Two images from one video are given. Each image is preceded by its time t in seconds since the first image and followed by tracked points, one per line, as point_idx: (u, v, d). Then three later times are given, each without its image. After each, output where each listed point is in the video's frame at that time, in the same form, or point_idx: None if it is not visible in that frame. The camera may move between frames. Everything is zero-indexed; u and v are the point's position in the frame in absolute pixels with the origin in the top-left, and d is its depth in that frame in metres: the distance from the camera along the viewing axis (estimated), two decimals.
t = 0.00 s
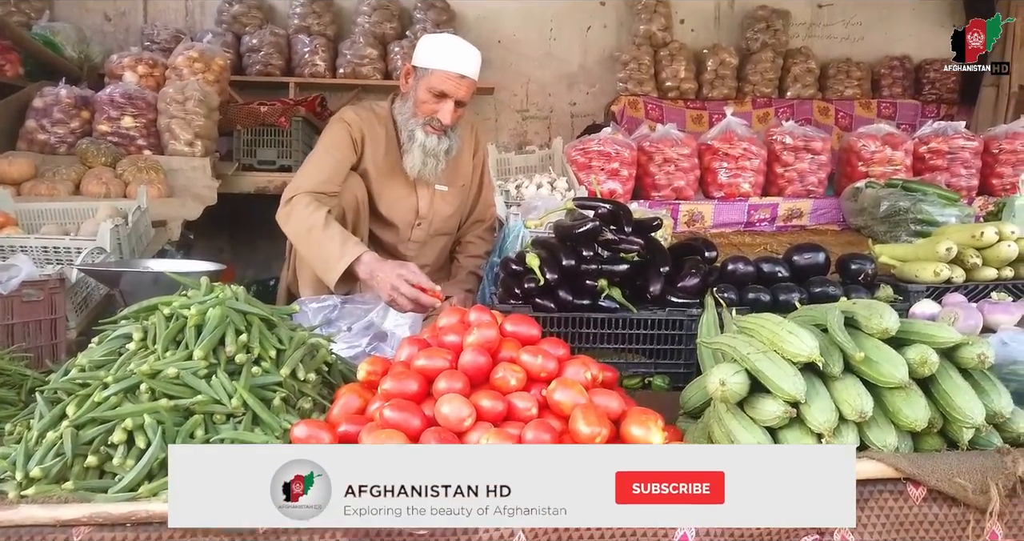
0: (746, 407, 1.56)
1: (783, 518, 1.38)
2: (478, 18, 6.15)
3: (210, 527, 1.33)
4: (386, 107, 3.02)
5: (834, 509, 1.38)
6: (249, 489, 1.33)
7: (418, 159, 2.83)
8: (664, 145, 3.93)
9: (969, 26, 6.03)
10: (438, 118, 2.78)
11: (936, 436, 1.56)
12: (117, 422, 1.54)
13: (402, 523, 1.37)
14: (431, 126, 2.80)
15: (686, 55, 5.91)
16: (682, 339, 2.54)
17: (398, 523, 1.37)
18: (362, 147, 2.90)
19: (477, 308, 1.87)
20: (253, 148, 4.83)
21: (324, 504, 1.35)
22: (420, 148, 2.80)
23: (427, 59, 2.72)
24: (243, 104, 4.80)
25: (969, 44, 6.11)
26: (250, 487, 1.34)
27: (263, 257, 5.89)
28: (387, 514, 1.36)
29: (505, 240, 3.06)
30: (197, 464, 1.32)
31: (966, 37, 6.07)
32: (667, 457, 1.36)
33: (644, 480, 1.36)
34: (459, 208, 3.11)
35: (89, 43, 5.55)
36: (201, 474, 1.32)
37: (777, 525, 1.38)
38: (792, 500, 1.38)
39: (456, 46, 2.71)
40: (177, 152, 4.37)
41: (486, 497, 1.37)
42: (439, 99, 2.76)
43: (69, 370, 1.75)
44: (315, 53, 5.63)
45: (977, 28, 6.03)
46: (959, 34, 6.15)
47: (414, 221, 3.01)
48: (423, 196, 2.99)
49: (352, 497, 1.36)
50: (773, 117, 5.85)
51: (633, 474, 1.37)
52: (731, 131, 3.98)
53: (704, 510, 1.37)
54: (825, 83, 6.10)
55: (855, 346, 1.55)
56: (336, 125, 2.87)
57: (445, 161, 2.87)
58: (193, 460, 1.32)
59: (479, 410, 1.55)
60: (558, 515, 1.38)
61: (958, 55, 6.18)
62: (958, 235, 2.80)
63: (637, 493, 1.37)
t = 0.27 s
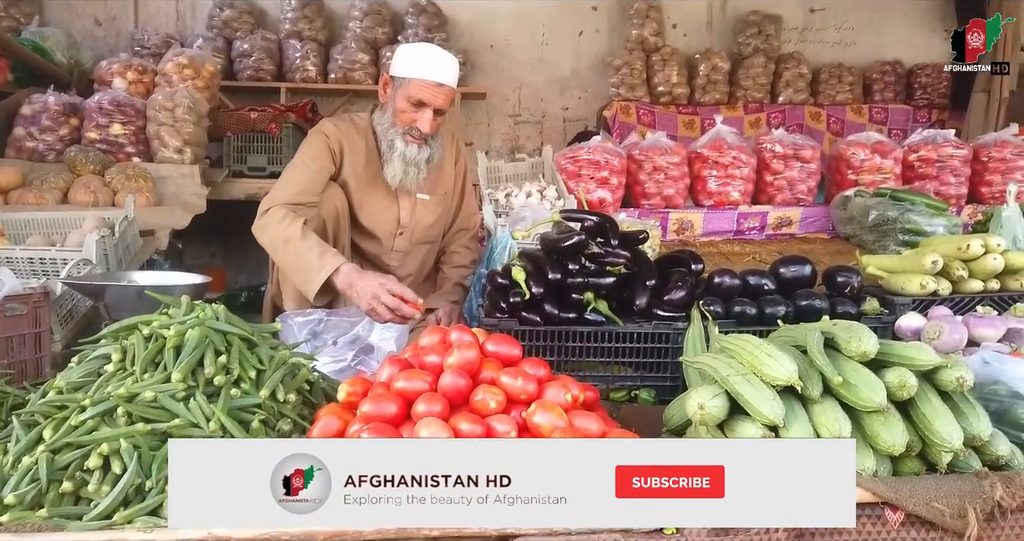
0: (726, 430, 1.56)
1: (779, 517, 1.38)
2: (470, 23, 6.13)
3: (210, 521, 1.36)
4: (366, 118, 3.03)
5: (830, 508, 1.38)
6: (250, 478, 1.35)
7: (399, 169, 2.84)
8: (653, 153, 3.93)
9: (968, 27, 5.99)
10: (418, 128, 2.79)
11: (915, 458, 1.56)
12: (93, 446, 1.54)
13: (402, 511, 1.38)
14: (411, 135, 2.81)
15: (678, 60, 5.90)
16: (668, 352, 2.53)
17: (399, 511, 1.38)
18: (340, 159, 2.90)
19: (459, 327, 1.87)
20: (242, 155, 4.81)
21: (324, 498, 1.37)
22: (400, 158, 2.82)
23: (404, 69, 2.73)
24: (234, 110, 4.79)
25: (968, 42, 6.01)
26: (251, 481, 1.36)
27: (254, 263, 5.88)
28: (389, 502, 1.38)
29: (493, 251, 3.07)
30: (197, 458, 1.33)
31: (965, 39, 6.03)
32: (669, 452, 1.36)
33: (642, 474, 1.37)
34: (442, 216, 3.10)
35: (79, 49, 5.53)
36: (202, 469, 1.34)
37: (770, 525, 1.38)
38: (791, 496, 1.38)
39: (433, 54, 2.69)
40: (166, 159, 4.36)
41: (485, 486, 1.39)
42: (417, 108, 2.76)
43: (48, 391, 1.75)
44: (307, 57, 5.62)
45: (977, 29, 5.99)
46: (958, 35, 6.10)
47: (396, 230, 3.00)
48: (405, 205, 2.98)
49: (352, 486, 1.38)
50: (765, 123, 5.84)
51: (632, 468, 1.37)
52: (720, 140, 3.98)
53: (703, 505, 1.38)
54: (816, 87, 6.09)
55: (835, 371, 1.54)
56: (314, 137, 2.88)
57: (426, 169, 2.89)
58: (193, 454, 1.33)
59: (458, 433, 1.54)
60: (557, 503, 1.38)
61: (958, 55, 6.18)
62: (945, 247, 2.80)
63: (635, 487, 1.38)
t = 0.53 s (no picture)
0: (709, 420, 1.58)
1: (782, 517, 1.37)
2: (464, 20, 6.14)
3: (209, 520, 1.35)
4: (356, 115, 3.04)
5: (828, 507, 1.38)
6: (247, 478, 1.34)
7: (390, 168, 2.87)
8: (644, 150, 3.95)
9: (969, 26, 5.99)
10: (408, 126, 2.81)
11: (896, 448, 1.58)
12: (81, 437, 1.56)
13: (401, 508, 1.38)
14: (402, 134, 2.83)
15: (671, 58, 5.93)
16: (655, 346, 2.56)
17: (398, 508, 1.38)
18: (331, 157, 2.90)
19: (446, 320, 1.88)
20: (235, 151, 4.82)
21: (324, 497, 1.36)
22: (391, 156, 2.84)
23: (394, 67, 2.74)
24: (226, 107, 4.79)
25: (967, 44, 6.11)
26: (250, 480, 1.35)
27: (247, 260, 5.89)
28: (388, 499, 1.38)
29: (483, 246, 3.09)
30: (197, 458, 1.32)
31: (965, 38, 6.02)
32: (675, 451, 1.36)
33: (643, 473, 1.37)
34: (431, 212, 3.12)
35: (71, 45, 5.53)
36: (201, 469, 1.33)
37: (771, 523, 1.38)
38: (792, 495, 1.37)
39: (422, 53, 2.70)
40: (158, 155, 4.36)
41: (485, 484, 1.38)
42: (408, 106, 2.78)
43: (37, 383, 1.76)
44: (300, 55, 5.62)
45: (977, 28, 6.01)
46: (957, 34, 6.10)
47: (387, 227, 3.03)
48: (396, 202, 3.00)
49: (352, 484, 1.37)
50: (756, 121, 5.87)
51: (633, 467, 1.37)
52: (711, 137, 4.01)
53: (703, 502, 1.38)
54: (808, 85, 6.12)
55: (815, 361, 1.57)
56: (305, 134, 2.87)
57: (417, 167, 2.91)
58: (191, 454, 1.32)
59: (443, 424, 1.56)
60: (558, 500, 1.38)
61: (959, 55, 6.14)
62: (931, 241, 2.83)
63: (636, 485, 1.37)
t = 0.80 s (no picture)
0: (696, 427, 1.58)
1: (789, 517, 1.34)
2: (456, 20, 6.12)
3: (207, 522, 1.31)
4: (347, 120, 3.01)
5: (831, 508, 1.34)
6: (247, 478, 1.30)
7: (381, 174, 2.84)
8: (636, 151, 3.94)
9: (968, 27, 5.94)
10: (398, 133, 2.77)
11: (881, 455, 1.58)
12: (63, 445, 1.53)
13: (401, 508, 1.35)
14: (392, 140, 2.80)
15: (664, 58, 5.92)
16: (645, 350, 2.55)
17: (398, 508, 1.35)
18: (325, 162, 2.88)
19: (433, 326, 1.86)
20: (225, 152, 4.78)
21: (324, 497, 1.33)
22: (381, 162, 2.81)
23: (383, 72, 2.69)
24: (216, 106, 4.78)
25: (970, 43, 5.96)
26: (250, 481, 1.31)
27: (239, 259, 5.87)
28: (388, 499, 1.35)
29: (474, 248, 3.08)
30: (198, 458, 1.28)
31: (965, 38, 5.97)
32: (666, 452, 1.33)
33: (643, 473, 1.34)
34: (423, 215, 3.10)
35: (60, 44, 5.49)
36: (201, 470, 1.28)
37: (776, 524, 1.35)
38: (788, 497, 1.34)
39: (412, 58, 2.65)
40: (147, 156, 4.33)
41: (485, 483, 1.35)
42: (398, 114, 2.73)
43: (20, 390, 1.74)
44: (291, 54, 5.59)
45: (977, 28, 5.84)
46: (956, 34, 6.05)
47: (378, 231, 3.01)
48: (388, 207, 2.98)
49: (352, 483, 1.34)
50: (749, 121, 5.87)
51: (634, 468, 1.34)
52: (703, 138, 4.00)
53: (707, 502, 1.36)
54: (800, 85, 6.12)
55: (802, 368, 1.56)
56: (297, 140, 2.84)
57: (408, 172, 2.88)
58: (192, 455, 1.28)
59: (429, 431, 1.54)
60: (558, 500, 1.35)
61: (958, 55, 6.06)
62: (921, 244, 2.83)
63: (636, 485, 1.35)
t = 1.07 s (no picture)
0: (685, 428, 1.56)
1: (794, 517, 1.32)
2: (450, 17, 6.09)
3: (206, 523, 1.30)
4: (338, 117, 2.98)
5: (826, 507, 1.32)
6: (245, 477, 1.29)
7: (370, 173, 2.82)
8: (629, 149, 3.92)
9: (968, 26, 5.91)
10: (388, 132, 2.75)
11: (873, 456, 1.56)
12: (44, 447, 1.51)
13: (401, 508, 1.33)
14: (382, 139, 2.78)
15: (658, 56, 5.91)
16: (637, 349, 2.53)
17: (398, 508, 1.33)
18: (315, 159, 2.87)
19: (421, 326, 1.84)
20: (217, 148, 4.76)
21: (324, 497, 1.31)
22: (371, 161, 2.79)
23: (373, 69, 2.67)
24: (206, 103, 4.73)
25: (968, 43, 6.01)
26: (251, 480, 1.30)
27: (231, 257, 5.83)
28: (388, 499, 1.33)
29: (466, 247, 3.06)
30: (197, 457, 1.27)
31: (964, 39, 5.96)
32: (666, 452, 1.31)
33: (641, 473, 1.32)
34: (414, 212, 3.08)
35: (49, 40, 5.44)
36: (202, 469, 1.27)
37: (779, 524, 1.32)
38: (788, 496, 1.32)
39: (402, 56, 2.62)
40: (137, 153, 4.30)
41: (485, 483, 1.33)
42: (388, 113, 2.71)
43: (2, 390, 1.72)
44: (283, 51, 5.55)
45: (976, 28, 5.90)
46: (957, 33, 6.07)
47: (368, 229, 2.98)
48: (379, 205, 2.96)
49: (352, 483, 1.32)
50: (743, 119, 5.86)
51: (632, 467, 1.32)
52: (696, 136, 3.99)
53: (710, 502, 1.33)
54: (795, 83, 6.11)
55: (792, 369, 1.55)
56: (287, 137, 2.83)
57: (399, 171, 2.86)
58: (192, 454, 1.27)
59: (416, 433, 1.52)
60: (557, 500, 1.33)
61: (958, 55, 6.07)
62: (914, 243, 2.82)
63: (634, 485, 1.32)
